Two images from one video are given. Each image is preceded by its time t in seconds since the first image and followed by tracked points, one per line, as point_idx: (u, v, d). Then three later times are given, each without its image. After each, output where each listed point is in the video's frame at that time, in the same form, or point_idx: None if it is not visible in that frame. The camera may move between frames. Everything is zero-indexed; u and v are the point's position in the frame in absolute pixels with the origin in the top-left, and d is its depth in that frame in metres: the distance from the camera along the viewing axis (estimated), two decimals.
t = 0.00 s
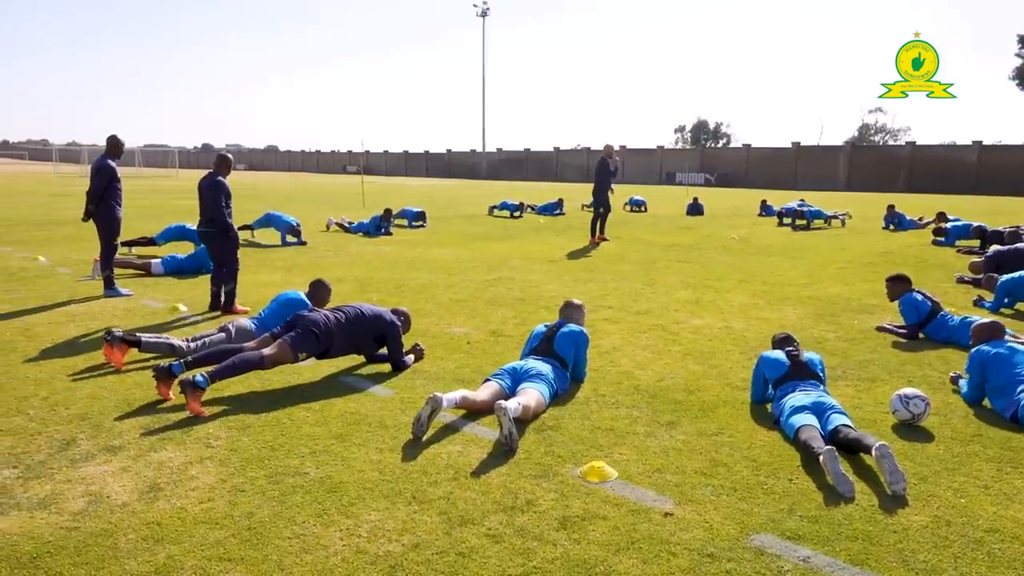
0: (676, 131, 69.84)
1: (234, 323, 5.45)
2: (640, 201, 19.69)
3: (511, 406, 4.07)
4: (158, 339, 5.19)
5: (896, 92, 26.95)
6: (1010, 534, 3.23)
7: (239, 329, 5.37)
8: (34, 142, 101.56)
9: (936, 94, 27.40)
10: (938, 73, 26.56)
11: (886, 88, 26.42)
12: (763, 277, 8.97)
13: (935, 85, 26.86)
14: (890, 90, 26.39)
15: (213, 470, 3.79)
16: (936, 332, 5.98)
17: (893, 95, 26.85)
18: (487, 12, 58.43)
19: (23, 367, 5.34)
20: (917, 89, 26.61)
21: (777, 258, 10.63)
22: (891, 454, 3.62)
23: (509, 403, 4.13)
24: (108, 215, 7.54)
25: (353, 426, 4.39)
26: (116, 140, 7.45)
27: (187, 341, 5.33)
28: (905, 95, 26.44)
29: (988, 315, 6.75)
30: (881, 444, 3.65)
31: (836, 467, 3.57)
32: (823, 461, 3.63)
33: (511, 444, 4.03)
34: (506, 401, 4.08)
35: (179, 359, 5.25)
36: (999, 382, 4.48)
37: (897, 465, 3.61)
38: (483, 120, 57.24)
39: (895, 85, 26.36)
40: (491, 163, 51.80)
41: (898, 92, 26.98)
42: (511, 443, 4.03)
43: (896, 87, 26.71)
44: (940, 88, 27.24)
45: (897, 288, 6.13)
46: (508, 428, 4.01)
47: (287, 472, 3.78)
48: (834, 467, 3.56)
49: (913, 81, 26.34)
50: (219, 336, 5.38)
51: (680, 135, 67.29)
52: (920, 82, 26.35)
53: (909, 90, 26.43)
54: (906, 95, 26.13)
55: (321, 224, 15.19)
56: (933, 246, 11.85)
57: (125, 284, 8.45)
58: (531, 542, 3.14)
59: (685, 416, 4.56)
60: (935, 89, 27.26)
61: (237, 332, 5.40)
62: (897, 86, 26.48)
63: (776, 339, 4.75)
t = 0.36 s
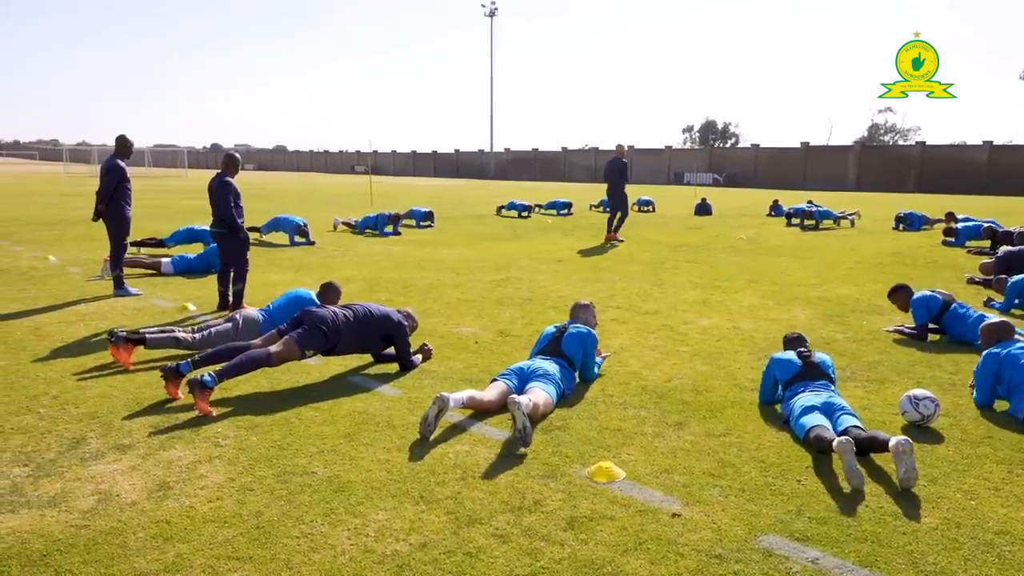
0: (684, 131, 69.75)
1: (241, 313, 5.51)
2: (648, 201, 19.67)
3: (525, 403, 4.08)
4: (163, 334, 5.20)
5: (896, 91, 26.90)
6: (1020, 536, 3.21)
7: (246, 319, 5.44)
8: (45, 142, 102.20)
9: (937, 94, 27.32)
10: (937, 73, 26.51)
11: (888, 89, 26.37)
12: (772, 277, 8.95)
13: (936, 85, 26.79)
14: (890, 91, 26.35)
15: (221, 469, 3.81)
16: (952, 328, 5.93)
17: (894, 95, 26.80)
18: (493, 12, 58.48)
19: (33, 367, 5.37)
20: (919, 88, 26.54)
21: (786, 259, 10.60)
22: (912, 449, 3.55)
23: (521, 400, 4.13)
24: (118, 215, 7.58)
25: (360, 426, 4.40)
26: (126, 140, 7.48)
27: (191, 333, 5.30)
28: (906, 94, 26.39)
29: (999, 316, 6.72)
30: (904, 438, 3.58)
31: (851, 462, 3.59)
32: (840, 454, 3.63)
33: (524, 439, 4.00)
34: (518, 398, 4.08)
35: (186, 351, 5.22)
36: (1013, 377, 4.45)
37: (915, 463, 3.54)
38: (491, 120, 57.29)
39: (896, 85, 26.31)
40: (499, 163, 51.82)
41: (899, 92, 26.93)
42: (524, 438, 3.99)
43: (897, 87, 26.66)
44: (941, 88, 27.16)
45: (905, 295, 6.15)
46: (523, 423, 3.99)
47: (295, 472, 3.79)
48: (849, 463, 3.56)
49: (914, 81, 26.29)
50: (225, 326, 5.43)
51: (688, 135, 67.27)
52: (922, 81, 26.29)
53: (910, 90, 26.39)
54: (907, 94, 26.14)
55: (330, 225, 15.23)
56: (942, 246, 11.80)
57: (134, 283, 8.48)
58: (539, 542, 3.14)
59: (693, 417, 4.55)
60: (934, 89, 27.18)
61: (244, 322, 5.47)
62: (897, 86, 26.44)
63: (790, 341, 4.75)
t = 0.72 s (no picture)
0: (686, 131, 69.75)
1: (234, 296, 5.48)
2: (649, 201, 19.66)
3: (528, 405, 4.08)
4: (155, 326, 5.19)
5: (896, 92, 26.88)
6: (1021, 536, 3.21)
7: (239, 300, 5.40)
8: (46, 142, 102.23)
9: (937, 94, 27.30)
10: (937, 73, 26.48)
11: (887, 89, 26.35)
12: (773, 277, 8.94)
13: (936, 85, 26.78)
14: (889, 92, 26.34)
15: (223, 468, 3.81)
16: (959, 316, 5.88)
17: (894, 95, 26.79)
18: (493, 11, 58.44)
19: (35, 367, 5.37)
20: (918, 88, 26.52)
21: (787, 259, 10.59)
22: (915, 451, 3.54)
23: (523, 401, 4.13)
24: (119, 215, 7.58)
25: (362, 425, 4.40)
26: (126, 140, 7.49)
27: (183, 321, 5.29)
28: (905, 95, 26.37)
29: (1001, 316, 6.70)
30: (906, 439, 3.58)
31: (851, 462, 3.58)
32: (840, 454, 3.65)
33: (525, 442, 4.02)
34: (521, 401, 4.08)
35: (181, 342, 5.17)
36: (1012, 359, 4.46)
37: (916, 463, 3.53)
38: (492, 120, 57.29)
39: (895, 85, 26.29)
40: (500, 163, 51.79)
41: (898, 92, 26.91)
42: (526, 443, 4.03)
43: (896, 87, 26.65)
44: (941, 88, 27.13)
45: (910, 297, 6.14)
46: (523, 429, 4.01)
47: (296, 471, 3.79)
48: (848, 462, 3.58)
49: (914, 81, 26.26)
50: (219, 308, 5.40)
51: (689, 135, 67.35)
52: (922, 81, 26.27)
53: (909, 90, 26.38)
54: (906, 95, 26.16)
55: (331, 225, 15.23)
56: (944, 246, 11.79)
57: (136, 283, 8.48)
58: (540, 542, 3.14)
59: (695, 416, 4.55)
60: (934, 89, 27.16)
61: (237, 303, 5.43)
62: (896, 86, 26.42)
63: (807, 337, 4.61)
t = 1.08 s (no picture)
0: (686, 130, 69.77)
1: (233, 295, 5.46)
2: (649, 201, 19.66)
3: (528, 405, 4.08)
4: (154, 325, 5.19)
5: (896, 91, 26.89)
6: (1021, 536, 3.21)
7: (238, 300, 5.40)
8: (46, 142, 102.23)
9: (937, 94, 27.29)
10: (937, 73, 26.48)
11: (887, 89, 26.34)
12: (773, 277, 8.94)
13: (936, 85, 26.80)
14: (889, 92, 26.34)
15: (223, 468, 3.81)
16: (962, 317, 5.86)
17: (893, 95, 26.79)
18: (494, 11, 58.38)
19: (35, 367, 5.37)
20: (918, 88, 26.53)
21: (787, 259, 10.59)
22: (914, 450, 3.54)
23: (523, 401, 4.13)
24: (119, 215, 7.58)
25: (362, 426, 4.40)
26: (126, 140, 7.49)
27: (181, 320, 5.28)
28: (905, 95, 26.38)
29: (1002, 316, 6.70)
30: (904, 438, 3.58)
31: (863, 463, 3.58)
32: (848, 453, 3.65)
33: (525, 442, 4.02)
34: (521, 401, 4.08)
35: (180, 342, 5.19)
36: (1016, 356, 4.46)
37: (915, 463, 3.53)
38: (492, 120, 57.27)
39: (895, 86, 26.30)
40: (500, 163, 51.78)
41: (898, 92, 26.91)
42: (527, 443, 4.03)
43: (896, 87, 26.65)
44: (941, 88, 27.14)
45: (914, 297, 6.20)
46: (524, 428, 4.01)
47: (296, 471, 3.79)
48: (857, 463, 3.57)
49: (914, 81, 26.27)
50: (218, 308, 5.39)
51: (689, 134, 67.37)
52: (922, 81, 26.28)
53: (909, 90, 26.39)
54: (906, 95, 26.20)
55: (331, 224, 15.23)
56: (944, 246, 11.79)
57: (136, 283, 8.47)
58: (540, 541, 3.14)
59: (694, 416, 4.55)
60: (935, 89, 27.15)
61: (236, 302, 5.42)
62: (896, 86, 26.43)
63: (789, 337, 4.77)
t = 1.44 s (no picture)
0: (686, 130, 69.84)
1: (232, 295, 5.46)
2: (649, 201, 19.63)
3: (527, 405, 4.08)
4: (153, 325, 5.19)
5: (896, 91, 26.90)
6: (1021, 536, 3.21)
7: (238, 299, 5.39)
8: (46, 142, 102.17)
9: (936, 94, 27.30)
10: (936, 73, 26.49)
11: (887, 89, 26.36)
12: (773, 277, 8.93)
13: (935, 85, 26.81)
14: (889, 92, 26.35)
15: (223, 468, 3.81)
16: (963, 320, 5.85)
17: (893, 95, 26.80)
18: (493, 11, 58.35)
19: (35, 367, 5.36)
20: (917, 89, 26.54)
21: (787, 258, 10.58)
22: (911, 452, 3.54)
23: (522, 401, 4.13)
24: (119, 214, 7.58)
25: (362, 425, 4.40)
26: (125, 139, 7.49)
27: (181, 320, 5.28)
28: (905, 95, 26.39)
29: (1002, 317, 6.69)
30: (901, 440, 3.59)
31: (863, 463, 3.58)
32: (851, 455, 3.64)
33: (525, 442, 4.02)
34: (521, 400, 4.09)
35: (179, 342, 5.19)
36: (1016, 357, 4.47)
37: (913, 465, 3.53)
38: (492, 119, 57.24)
39: (895, 86, 26.31)
40: (501, 162, 51.77)
41: (898, 92, 26.92)
42: (526, 443, 4.03)
43: (896, 87, 26.67)
44: (940, 88, 27.15)
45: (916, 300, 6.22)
46: (524, 425, 4.01)
47: (296, 471, 3.79)
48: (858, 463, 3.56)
49: (914, 81, 26.29)
50: (217, 308, 5.38)
51: (689, 134, 67.42)
52: (921, 81, 26.30)
53: (908, 90, 26.41)
54: (904, 95, 26.27)
55: (330, 224, 15.22)
56: (944, 246, 11.78)
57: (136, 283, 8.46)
58: (540, 541, 3.14)
59: (694, 416, 4.55)
60: (935, 89, 27.15)
61: (236, 302, 5.42)
62: (896, 86, 26.44)
63: (789, 337, 4.78)
